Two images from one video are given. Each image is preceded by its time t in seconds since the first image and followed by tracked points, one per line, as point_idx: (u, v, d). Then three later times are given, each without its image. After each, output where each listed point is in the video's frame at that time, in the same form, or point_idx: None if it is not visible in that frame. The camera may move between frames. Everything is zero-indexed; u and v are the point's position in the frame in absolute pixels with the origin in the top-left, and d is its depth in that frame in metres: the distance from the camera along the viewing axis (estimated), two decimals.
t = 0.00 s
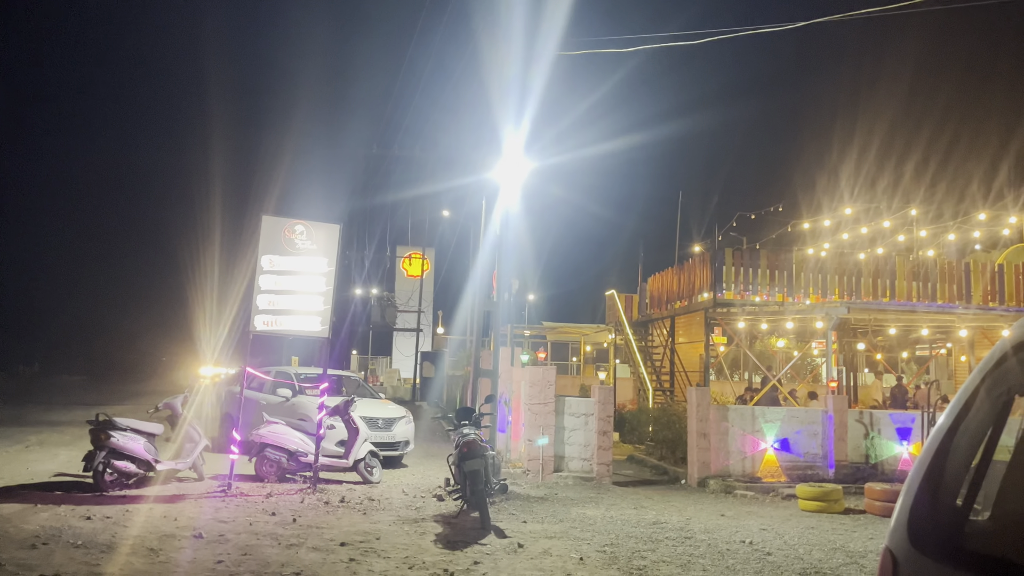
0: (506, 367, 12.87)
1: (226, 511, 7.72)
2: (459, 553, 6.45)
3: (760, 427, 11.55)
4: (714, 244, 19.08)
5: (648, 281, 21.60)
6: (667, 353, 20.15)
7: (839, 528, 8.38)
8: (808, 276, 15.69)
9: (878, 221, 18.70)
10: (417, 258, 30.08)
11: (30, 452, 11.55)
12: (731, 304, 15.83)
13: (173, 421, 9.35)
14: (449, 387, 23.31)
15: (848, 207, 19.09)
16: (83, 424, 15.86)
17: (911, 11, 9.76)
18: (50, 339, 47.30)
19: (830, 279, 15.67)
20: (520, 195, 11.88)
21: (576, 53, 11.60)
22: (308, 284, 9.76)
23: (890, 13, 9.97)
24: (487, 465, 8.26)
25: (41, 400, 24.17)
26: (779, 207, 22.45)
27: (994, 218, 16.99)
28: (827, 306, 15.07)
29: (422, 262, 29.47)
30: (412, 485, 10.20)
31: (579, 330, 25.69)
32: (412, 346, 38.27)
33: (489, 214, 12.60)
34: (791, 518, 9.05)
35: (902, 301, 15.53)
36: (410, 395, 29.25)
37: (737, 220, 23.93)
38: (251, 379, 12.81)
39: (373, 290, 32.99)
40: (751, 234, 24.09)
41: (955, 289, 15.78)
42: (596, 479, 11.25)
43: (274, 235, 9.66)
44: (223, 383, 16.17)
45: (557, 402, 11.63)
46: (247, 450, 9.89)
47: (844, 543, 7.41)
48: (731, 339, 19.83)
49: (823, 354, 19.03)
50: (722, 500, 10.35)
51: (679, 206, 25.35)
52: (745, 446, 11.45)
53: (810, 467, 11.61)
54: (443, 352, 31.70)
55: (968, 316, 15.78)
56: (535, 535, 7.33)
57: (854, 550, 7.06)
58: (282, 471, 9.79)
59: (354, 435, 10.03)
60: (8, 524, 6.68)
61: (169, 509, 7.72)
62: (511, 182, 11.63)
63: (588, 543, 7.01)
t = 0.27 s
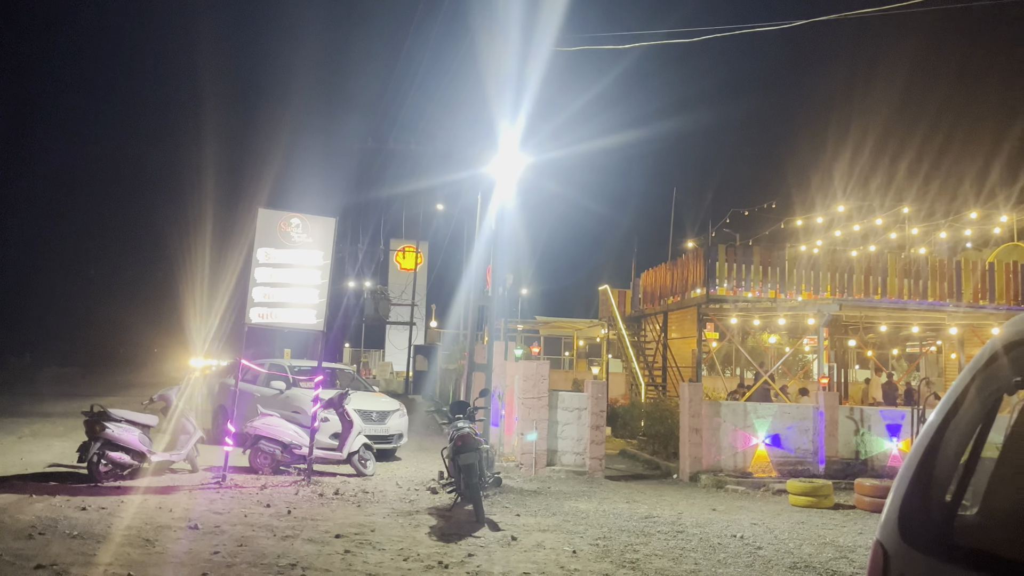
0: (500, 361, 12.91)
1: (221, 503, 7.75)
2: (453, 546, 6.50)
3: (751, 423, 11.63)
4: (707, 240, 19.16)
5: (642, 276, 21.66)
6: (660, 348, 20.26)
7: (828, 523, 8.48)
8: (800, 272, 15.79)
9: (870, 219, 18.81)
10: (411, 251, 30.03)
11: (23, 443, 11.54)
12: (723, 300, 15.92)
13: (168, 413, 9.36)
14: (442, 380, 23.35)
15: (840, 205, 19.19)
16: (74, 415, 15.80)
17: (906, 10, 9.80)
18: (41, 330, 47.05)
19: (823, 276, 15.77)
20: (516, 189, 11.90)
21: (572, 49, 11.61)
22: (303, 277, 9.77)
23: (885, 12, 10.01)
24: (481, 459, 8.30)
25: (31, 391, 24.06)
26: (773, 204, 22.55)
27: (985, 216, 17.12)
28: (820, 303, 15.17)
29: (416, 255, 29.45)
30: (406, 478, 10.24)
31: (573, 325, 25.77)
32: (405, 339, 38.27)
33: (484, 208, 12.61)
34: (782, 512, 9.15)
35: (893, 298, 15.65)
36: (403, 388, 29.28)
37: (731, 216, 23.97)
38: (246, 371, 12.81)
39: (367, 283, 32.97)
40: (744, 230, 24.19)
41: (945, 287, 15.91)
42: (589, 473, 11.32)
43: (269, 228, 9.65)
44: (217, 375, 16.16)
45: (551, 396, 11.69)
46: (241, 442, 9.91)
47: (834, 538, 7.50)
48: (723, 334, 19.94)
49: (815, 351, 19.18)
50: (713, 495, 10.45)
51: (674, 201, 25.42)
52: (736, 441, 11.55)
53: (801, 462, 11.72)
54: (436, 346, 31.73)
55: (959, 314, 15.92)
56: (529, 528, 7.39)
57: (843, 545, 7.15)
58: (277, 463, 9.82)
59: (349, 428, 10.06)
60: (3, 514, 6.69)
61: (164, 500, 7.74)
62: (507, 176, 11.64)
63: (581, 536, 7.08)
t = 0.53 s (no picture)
0: (493, 355, 12.95)
1: (215, 495, 7.76)
2: (447, 539, 6.55)
3: (742, 419, 11.74)
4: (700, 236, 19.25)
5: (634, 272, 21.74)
6: (652, 344, 20.37)
7: (817, 517, 8.58)
8: (792, 269, 15.90)
9: (861, 217, 18.94)
10: (404, 245, 29.99)
11: (14, 434, 11.50)
12: (715, 296, 16.01)
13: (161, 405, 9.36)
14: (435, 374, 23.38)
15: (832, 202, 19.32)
16: (64, 407, 15.74)
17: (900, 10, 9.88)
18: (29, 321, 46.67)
19: (814, 273, 15.88)
20: (511, 185, 11.92)
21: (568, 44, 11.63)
22: (297, 271, 9.77)
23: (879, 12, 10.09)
24: (474, 453, 8.35)
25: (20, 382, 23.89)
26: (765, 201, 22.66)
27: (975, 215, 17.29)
28: (811, 300, 15.29)
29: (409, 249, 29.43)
30: (399, 471, 10.28)
31: (565, 320, 25.83)
32: (397, 333, 38.26)
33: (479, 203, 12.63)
34: (772, 507, 9.25)
35: (883, 296, 15.79)
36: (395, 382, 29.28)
37: (723, 213, 24.06)
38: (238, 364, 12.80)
39: (359, 276, 32.91)
40: (736, 227, 24.30)
41: (935, 285, 16.07)
42: (580, 467, 11.39)
43: (264, 221, 9.64)
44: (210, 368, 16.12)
45: (543, 391, 11.75)
46: (235, 435, 9.93)
47: (823, 532, 7.60)
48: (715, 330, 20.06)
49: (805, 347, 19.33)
50: (704, 489, 10.55)
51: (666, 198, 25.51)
52: (727, 436, 11.65)
53: (790, 457, 11.83)
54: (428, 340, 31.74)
55: (948, 312, 16.09)
56: (521, 522, 7.45)
57: (832, 540, 7.25)
58: (270, 456, 9.84)
59: (342, 421, 10.09)
60: None
61: (157, 492, 7.75)
62: (502, 171, 11.66)
63: (573, 530, 7.14)
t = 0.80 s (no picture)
0: (484, 350, 12.97)
1: (206, 488, 7.76)
2: (438, 532, 6.58)
3: (731, 414, 11.84)
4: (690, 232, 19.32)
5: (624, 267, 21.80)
6: (642, 339, 20.45)
7: (805, 511, 8.68)
8: (781, 265, 16.01)
9: (849, 214, 19.07)
10: (394, 239, 29.92)
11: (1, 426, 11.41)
12: (705, 292, 16.10)
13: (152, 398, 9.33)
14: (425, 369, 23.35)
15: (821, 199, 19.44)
16: (50, 400, 15.62)
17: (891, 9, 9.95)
18: (13, 314, 46.17)
19: (803, 270, 16.00)
20: (503, 180, 11.94)
21: (560, 40, 11.64)
22: (289, 265, 9.75)
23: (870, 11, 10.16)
24: (465, 447, 8.38)
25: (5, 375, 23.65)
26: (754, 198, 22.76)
27: (962, 212, 17.47)
28: (799, 296, 15.41)
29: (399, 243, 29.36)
30: (389, 465, 10.30)
31: (556, 315, 25.89)
32: (387, 327, 38.18)
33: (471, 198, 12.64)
34: (760, 501, 9.35)
35: (871, 292, 15.94)
36: (385, 376, 29.24)
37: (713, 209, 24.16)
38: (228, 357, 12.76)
39: (349, 270, 32.81)
40: (726, 224, 24.42)
41: (922, 282, 16.23)
42: (570, 461, 11.45)
43: (255, 215, 9.61)
44: (199, 361, 16.04)
45: (534, 385, 11.79)
46: (225, 428, 9.92)
47: (810, 526, 7.69)
48: (704, 326, 20.17)
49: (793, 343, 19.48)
50: (693, 484, 10.64)
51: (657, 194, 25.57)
52: (716, 432, 11.75)
53: (778, 452, 11.94)
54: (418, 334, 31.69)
55: (935, 308, 16.25)
56: (512, 515, 7.49)
57: (818, 533, 7.35)
58: (260, 450, 9.83)
59: (333, 415, 10.09)
60: None
61: (148, 485, 7.74)
62: (494, 166, 11.68)
63: (563, 524, 7.19)
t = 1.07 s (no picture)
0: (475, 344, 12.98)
1: (196, 482, 7.75)
2: (429, 525, 6.61)
3: (720, 408, 11.93)
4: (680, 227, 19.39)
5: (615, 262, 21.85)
6: (632, 334, 20.52)
7: (793, 505, 8.77)
8: (771, 261, 16.11)
9: (839, 209, 19.19)
10: (385, 233, 29.84)
11: None
12: (695, 287, 16.17)
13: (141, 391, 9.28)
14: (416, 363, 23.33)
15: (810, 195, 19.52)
16: (37, 394, 15.50)
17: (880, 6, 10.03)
18: None
19: (792, 265, 16.11)
20: (494, 174, 11.95)
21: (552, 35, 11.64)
22: (280, 258, 9.72)
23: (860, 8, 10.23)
24: (457, 441, 8.40)
25: None
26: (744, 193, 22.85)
27: (949, 208, 17.63)
28: (788, 291, 15.52)
29: (390, 237, 29.29)
30: (380, 459, 10.32)
31: (547, 310, 25.93)
32: (377, 321, 38.09)
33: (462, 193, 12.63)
34: (748, 495, 9.44)
35: (859, 288, 16.07)
36: (375, 370, 29.19)
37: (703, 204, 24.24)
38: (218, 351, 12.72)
39: (339, 264, 32.70)
40: (716, 219, 24.51)
41: (910, 277, 16.37)
42: (561, 455, 11.50)
43: (246, 208, 9.57)
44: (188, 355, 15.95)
45: (525, 379, 11.83)
46: (215, 422, 9.90)
47: (798, 519, 7.78)
48: (694, 321, 20.27)
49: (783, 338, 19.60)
50: (682, 477, 10.72)
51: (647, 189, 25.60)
52: (705, 426, 11.83)
53: (767, 446, 12.05)
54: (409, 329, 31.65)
55: (922, 304, 16.41)
56: (503, 509, 7.53)
57: (806, 526, 7.43)
58: (251, 443, 9.81)
59: (323, 409, 10.09)
60: None
61: (138, 478, 7.72)
62: (486, 161, 11.69)
63: (553, 517, 7.24)
